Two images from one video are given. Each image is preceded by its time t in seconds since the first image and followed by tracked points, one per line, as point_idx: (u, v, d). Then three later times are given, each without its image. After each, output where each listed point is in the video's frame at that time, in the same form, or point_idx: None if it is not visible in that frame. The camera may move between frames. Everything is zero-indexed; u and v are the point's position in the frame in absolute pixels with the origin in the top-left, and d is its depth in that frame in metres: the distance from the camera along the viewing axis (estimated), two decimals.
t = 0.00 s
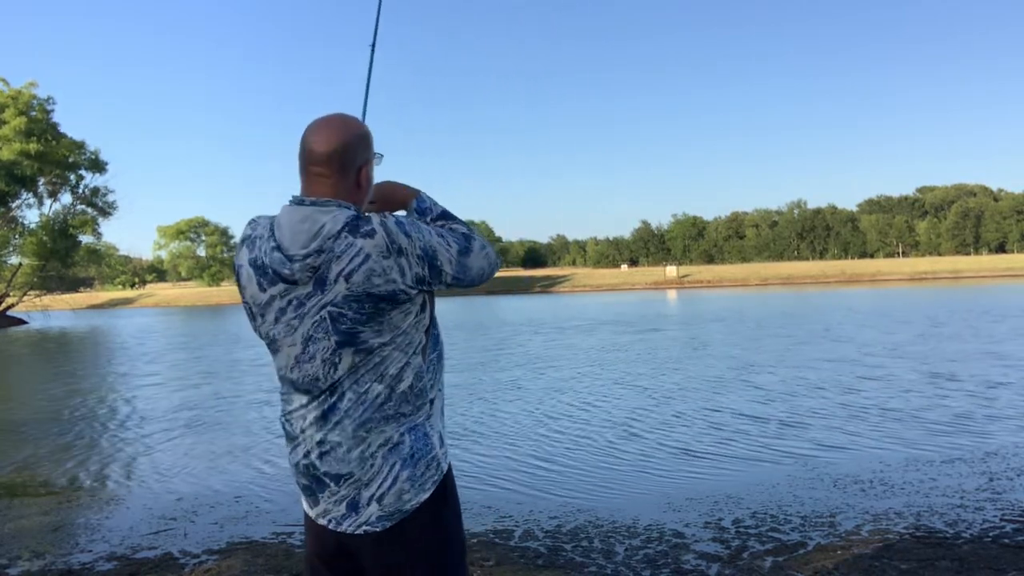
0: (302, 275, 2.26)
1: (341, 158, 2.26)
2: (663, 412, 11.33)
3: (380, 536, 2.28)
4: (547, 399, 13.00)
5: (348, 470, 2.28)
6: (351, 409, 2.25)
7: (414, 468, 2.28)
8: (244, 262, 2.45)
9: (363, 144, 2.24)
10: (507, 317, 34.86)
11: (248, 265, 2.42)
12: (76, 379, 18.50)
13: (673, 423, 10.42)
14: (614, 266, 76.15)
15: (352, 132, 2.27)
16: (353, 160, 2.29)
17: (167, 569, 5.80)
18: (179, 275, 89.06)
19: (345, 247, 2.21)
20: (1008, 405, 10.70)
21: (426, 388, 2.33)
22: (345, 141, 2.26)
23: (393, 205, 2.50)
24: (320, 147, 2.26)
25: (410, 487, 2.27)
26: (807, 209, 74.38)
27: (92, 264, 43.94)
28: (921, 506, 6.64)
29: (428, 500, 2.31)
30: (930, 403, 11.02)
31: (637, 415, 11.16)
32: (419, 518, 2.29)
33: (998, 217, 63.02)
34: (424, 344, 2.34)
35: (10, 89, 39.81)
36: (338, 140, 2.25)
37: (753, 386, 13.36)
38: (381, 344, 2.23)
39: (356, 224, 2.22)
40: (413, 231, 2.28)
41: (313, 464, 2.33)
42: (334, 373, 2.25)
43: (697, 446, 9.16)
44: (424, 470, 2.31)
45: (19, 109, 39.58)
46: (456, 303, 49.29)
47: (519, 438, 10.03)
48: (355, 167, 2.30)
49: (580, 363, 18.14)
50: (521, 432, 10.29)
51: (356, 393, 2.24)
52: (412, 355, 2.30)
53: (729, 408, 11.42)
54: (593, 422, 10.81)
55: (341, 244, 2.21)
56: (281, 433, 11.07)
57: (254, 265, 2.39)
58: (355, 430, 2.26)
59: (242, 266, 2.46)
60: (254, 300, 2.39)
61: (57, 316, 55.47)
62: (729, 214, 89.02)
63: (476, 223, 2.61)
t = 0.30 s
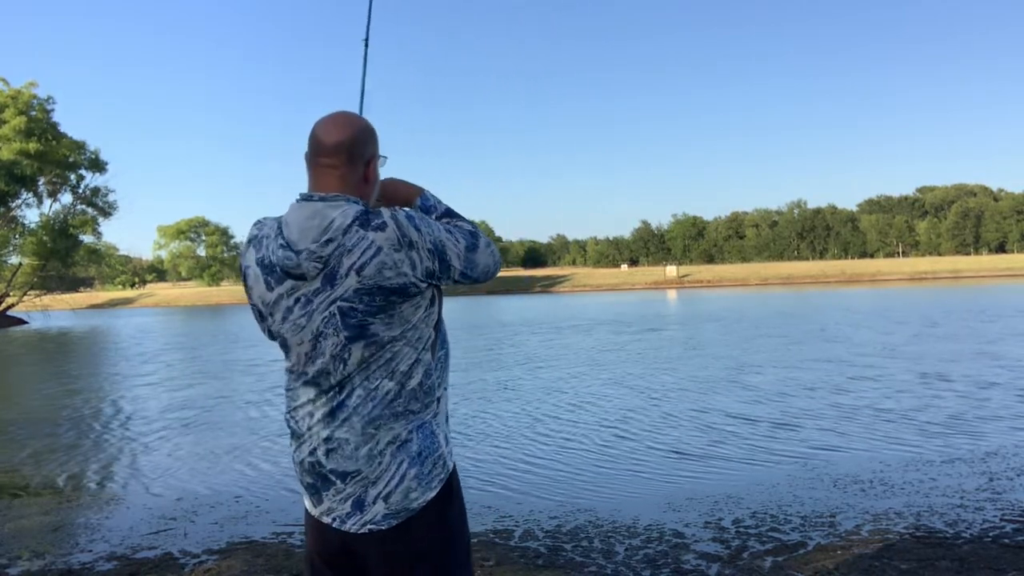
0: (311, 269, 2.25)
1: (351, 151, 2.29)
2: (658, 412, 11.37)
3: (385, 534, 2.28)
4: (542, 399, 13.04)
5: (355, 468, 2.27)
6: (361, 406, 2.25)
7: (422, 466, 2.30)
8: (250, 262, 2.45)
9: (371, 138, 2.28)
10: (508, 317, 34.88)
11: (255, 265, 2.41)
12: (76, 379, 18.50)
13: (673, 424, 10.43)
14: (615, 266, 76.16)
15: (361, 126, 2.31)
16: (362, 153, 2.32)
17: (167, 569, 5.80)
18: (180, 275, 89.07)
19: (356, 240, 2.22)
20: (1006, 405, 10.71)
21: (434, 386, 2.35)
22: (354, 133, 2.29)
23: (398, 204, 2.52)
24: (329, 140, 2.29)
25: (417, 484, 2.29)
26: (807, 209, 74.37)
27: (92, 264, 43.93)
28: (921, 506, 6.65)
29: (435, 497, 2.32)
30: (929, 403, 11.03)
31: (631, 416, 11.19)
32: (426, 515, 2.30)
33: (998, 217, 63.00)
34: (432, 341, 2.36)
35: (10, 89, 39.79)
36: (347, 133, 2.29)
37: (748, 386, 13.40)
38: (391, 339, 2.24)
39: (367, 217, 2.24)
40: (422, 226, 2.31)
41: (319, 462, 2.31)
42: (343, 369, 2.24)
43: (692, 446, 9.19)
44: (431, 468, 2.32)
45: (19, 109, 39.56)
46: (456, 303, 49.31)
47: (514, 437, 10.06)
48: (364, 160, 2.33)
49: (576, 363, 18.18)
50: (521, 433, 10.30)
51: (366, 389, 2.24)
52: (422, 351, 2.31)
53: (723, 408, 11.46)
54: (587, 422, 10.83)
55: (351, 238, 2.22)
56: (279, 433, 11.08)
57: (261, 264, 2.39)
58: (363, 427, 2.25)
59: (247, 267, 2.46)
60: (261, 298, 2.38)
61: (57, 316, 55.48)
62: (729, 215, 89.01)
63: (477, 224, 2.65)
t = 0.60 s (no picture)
0: (312, 263, 2.26)
1: (348, 148, 2.34)
2: (652, 412, 11.39)
3: (384, 533, 2.27)
4: (537, 399, 13.08)
5: (356, 467, 2.26)
6: (362, 404, 2.24)
7: (423, 466, 2.30)
8: (254, 260, 2.47)
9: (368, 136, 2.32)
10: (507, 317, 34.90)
11: (257, 262, 2.43)
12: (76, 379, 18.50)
13: (671, 425, 10.43)
14: (615, 266, 76.17)
15: (356, 124, 2.37)
16: (359, 151, 2.37)
17: (167, 569, 5.80)
18: (180, 275, 89.09)
19: (358, 233, 2.23)
20: (1004, 406, 10.72)
21: (436, 385, 2.35)
22: (350, 132, 2.34)
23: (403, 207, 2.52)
24: (328, 137, 2.34)
25: (419, 484, 2.29)
26: (807, 209, 74.38)
27: (92, 263, 43.91)
28: (922, 506, 6.64)
29: (435, 498, 2.32)
30: (928, 403, 11.03)
31: (626, 416, 11.22)
32: (426, 515, 2.30)
33: (998, 217, 62.97)
34: (433, 339, 2.36)
35: (10, 89, 39.77)
36: (343, 131, 2.34)
37: (743, 386, 13.44)
38: (393, 335, 2.24)
39: (369, 211, 2.26)
40: (423, 220, 2.32)
41: (319, 462, 2.32)
42: (344, 365, 2.24)
43: (686, 446, 9.20)
44: (433, 468, 2.32)
45: (19, 109, 39.54)
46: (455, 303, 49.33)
47: (509, 438, 10.09)
48: (362, 157, 2.38)
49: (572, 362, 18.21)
50: (518, 433, 10.31)
51: (367, 386, 2.24)
52: (424, 349, 2.31)
53: (717, 408, 11.49)
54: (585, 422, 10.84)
55: (353, 230, 2.23)
56: (279, 433, 11.09)
57: (264, 262, 2.40)
58: (365, 426, 2.25)
59: (250, 268, 2.48)
60: (263, 297, 2.40)
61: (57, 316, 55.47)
62: (729, 215, 89.04)
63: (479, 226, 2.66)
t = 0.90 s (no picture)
0: (307, 256, 2.27)
1: (349, 147, 2.34)
2: (647, 412, 11.40)
3: (376, 533, 2.26)
4: (534, 399, 13.10)
5: (349, 464, 2.26)
6: (355, 400, 2.24)
7: (416, 464, 2.29)
8: (252, 254, 2.48)
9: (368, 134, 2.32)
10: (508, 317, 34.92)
11: (255, 257, 2.45)
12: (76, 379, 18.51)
13: (672, 425, 10.44)
14: (615, 267, 76.16)
15: (357, 124, 2.37)
16: (361, 151, 2.37)
17: (166, 569, 5.79)
18: (180, 275, 89.13)
19: (351, 226, 2.23)
20: (1002, 407, 10.72)
21: (430, 384, 2.34)
22: (351, 131, 2.35)
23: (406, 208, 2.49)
24: (330, 137, 2.34)
25: (411, 482, 2.27)
26: (807, 209, 74.35)
27: (92, 264, 43.95)
28: (921, 506, 6.64)
29: (427, 497, 2.31)
30: (929, 404, 11.02)
31: (627, 416, 11.22)
32: (419, 514, 2.28)
33: (998, 217, 62.90)
34: (428, 335, 2.35)
35: (10, 89, 39.75)
36: (345, 130, 2.35)
37: (738, 386, 13.45)
38: (386, 329, 2.23)
39: (361, 205, 2.26)
40: (416, 211, 2.32)
41: (313, 459, 2.31)
42: (339, 360, 2.24)
43: (680, 447, 9.20)
44: (426, 466, 2.32)
45: (18, 109, 39.54)
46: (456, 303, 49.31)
47: (504, 437, 10.10)
48: (364, 157, 2.38)
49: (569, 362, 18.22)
50: (518, 432, 10.34)
51: (361, 382, 2.24)
52: (418, 346, 2.30)
53: (713, 408, 11.51)
54: (586, 422, 10.85)
55: (347, 224, 2.24)
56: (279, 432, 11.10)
57: (261, 256, 2.42)
58: (359, 422, 2.25)
59: (249, 263, 2.50)
60: (261, 292, 2.41)
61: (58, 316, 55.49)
62: (729, 215, 89.06)
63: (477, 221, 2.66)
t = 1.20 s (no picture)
0: (301, 251, 2.27)
1: (342, 148, 2.35)
2: (643, 413, 11.43)
3: (372, 529, 2.25)
4: (530, 399, 13.17)
5: (345, 461, 2.26)
6: (351, 396, 2.24)
7: (412, 460, 2.29)
8: (246, 255, 2.48)
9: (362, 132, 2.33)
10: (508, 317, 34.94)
11: (249, 256, 2.45)
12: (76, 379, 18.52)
13: (673, 425, 10.46)
14: (615, 266, 76.21)
15: (350, 124, 2.37)
16: (355, 151, 2.38)
17: (166, 569, 5.79)
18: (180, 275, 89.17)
19: (344, 220, 2.23)
20: (1001, 407, 10.74)
21: (425, 380, 2.35)
22: (346, 131, 2.36)
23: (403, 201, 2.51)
24: (322, 138, 2.35)
25: (407, 478, 2.28)
26: (807, 209, 74.35)
27: (92, 264, 43.96)
28: (921, 506, 6.64)
29: (423, 493, 2.31)
30: (928, 404, 11.03)
31: (628, 416, 11.24)
32: (415, 510, 2.28)
33: (998, 217, 62.86)
34: (422, 331, 2.36)
35: (10, 89, 39.74)
36: (339, 130, 2.35)
37: (734, 386, 13.49)
38: (381, 324, 2.24)
39: (353, 199, 2.26)
40: (409, 201, 2.32)
41: (309, 458, 2.31)
42: (335, 356, 2.25)
43: (674, 447, 9.22)
44: (422, 462, 2.32)
45: (18, 109, 39.54)
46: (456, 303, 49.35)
47: (500, 437, 10.13)
48: (358, 157, 2.39)
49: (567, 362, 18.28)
50: (519, 433, 10.35)
51: (356, 377, 2.24)
52: (412, 342, 2.31)
53: (708, 408, 11.55)
54: (588, 422, 10.87)
55: (340, 219, 2.24)
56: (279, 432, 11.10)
57: (255, 255, 2.42)
58: (354, 418, 2.25)
59: (243, 263, 2.50)
60: (255, 291, 2.42)
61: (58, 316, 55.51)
62: (729, 215, 89.07)
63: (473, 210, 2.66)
